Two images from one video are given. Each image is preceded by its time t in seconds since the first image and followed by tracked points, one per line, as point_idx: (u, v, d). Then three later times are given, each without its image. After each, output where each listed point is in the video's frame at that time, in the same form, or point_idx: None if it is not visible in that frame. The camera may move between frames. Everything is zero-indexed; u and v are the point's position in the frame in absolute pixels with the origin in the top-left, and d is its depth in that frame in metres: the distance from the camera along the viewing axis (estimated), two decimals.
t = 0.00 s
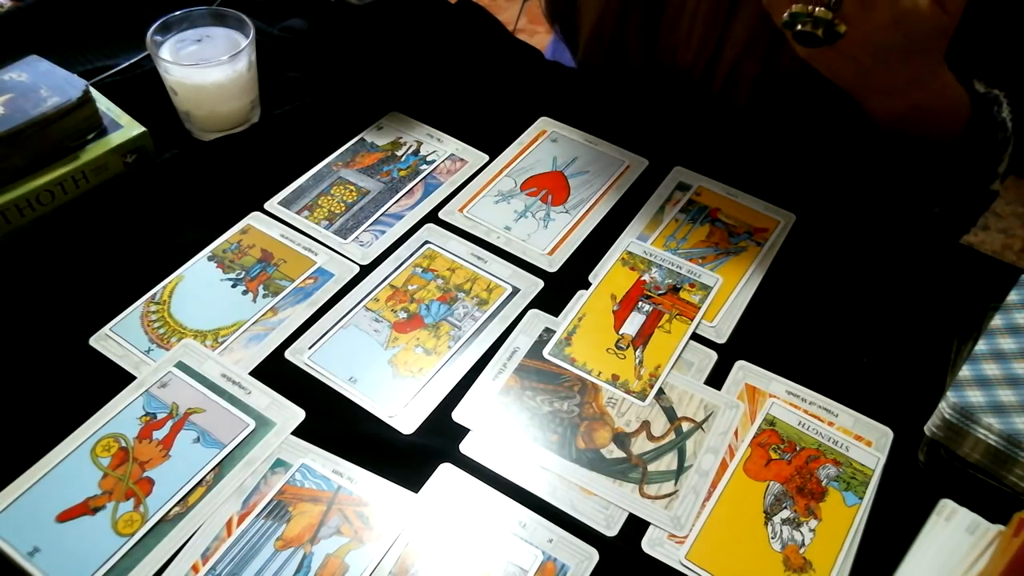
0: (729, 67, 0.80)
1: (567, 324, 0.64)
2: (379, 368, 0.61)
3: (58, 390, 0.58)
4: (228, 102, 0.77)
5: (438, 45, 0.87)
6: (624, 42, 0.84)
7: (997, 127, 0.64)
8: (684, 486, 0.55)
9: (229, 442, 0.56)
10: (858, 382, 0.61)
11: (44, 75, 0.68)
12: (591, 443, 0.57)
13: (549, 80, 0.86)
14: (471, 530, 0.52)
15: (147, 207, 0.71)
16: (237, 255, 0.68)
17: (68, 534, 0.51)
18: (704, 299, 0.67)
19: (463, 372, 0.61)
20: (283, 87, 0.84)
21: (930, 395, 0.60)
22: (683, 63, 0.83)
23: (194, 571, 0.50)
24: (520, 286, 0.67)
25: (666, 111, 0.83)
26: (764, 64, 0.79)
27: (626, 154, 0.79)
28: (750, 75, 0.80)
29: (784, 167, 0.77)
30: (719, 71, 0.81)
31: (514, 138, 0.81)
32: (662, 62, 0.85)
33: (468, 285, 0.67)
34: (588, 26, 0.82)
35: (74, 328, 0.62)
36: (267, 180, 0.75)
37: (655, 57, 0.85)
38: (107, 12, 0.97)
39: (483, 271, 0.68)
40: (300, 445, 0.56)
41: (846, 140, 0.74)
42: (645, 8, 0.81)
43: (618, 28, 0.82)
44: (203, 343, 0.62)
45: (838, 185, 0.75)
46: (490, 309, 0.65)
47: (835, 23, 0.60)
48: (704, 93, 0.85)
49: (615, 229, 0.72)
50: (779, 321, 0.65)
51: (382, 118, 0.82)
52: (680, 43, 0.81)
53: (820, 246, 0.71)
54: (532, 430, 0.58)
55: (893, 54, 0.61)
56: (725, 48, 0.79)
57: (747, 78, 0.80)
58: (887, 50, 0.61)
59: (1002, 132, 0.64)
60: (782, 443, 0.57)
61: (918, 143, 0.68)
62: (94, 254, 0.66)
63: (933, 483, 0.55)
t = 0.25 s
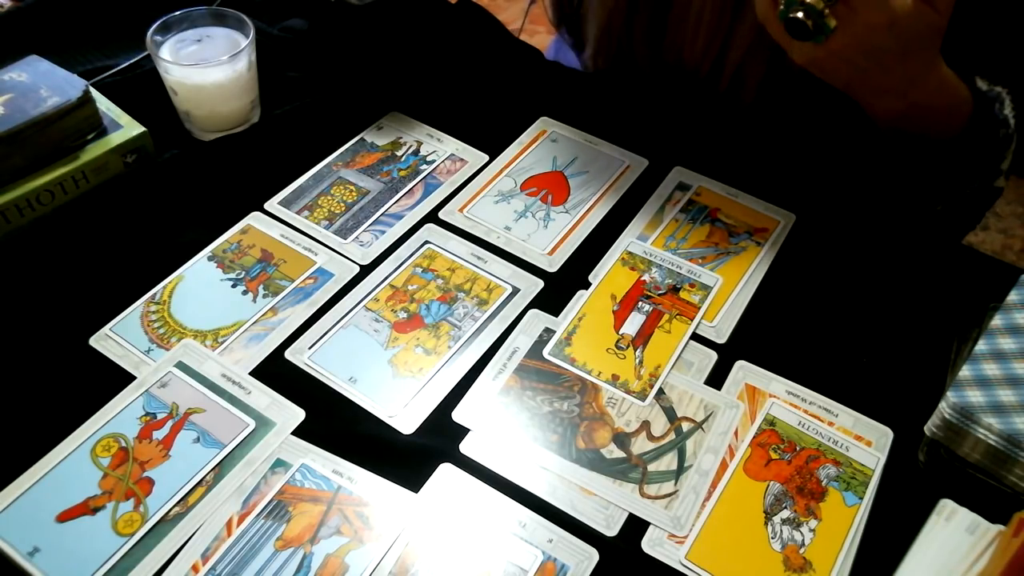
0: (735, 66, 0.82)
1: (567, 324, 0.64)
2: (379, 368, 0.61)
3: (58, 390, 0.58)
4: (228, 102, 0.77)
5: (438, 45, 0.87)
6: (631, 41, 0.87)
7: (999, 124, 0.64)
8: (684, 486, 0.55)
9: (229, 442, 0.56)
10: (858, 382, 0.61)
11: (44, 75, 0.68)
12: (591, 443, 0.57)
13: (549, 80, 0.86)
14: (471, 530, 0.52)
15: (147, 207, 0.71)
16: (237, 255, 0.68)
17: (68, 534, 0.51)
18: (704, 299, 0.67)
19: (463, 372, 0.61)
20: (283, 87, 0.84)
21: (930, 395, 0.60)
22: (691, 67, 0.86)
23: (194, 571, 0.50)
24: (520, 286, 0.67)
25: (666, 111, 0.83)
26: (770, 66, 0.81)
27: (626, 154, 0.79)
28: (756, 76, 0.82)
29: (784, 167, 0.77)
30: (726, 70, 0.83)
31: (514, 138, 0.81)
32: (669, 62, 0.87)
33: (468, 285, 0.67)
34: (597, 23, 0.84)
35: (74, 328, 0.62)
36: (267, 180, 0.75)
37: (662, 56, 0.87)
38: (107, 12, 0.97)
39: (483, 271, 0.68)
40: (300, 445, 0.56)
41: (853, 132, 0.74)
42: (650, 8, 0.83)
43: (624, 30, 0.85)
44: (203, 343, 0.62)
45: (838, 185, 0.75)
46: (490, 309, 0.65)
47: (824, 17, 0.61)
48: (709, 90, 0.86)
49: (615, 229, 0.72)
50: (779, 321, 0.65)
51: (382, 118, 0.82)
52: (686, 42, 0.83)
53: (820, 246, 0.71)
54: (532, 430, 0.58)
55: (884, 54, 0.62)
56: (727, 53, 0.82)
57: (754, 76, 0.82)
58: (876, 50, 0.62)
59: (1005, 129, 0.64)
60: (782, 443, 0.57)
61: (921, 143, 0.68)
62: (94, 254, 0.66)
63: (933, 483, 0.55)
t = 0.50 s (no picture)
0: (735, 64, 0.81)
1: (567, 324, 0.64)
2: (379, 368, 0.61)
3: (58, 390, 0.58)
4: (228, 102, 0.77)
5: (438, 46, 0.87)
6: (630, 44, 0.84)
7: (981, 123, 0.66)
8: (684, 486, 0.55)
9: (229, 442, 0.56)
10: (858, 382, 0.61)
11: (44, 75, 0.68)
12: (591, 443, 0.57)
13: (549, 80, 0.86)
14: (471, 530, 0.52)
15: (147, 207, 0.71)
16: (237, 255, 0.68)
17: (68, 535, 0.51)
18: (704, 299, 0.67)
19: (463, 372, 0.61)
20: (283, 87, 0.84)
21: (930, 395, 0.60)
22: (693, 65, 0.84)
23: (194, 571, 0.50)
24: (520, 286, 0.67)
25: (666, 111, 0.83)
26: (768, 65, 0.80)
27: (626, 154, 0.79)
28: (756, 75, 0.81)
29: (784, 167, 0.77)
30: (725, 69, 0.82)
31: (514, 138, 0.81)
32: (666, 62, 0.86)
33: (468, 285, 0.67)
34: (597, 27, 0.82)
35: (74, 328, 0.62)
36: (267, 180, 0.75)
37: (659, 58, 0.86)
38: (107, 12, 0.97)
39: (483, 271, 0.68)
40: (301, 445, 0.56)
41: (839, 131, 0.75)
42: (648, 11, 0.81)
43: (624, 33, 0.82)
44: (203, 343, 0.62)
45: (838, 185, 0.75)
46: (490, 309, 0.65)
47: (783, 22, 0.64)
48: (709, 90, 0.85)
49: (615, 229, 0.72)
50: (779, 321, 0.65)
51: (382, 118, 0.82)
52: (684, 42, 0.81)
53: (820, 246, 0.71)
54: (532, 429, 0.58)
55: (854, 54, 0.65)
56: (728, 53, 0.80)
57: (754, 76, 0.81)
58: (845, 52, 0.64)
59: (986, 128, 0.66)
60: (782, 443, 0.57)
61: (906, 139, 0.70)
62: (94, 254, 0.66)
63: (933, 483, 0.55)
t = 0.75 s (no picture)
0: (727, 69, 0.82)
1: (567, 324, 0.64)
2: (378, 368, 0.61)
3: (58, 390, 0.58)
4: (228, 102, 0.77)
5: (438, 46, 0.87)
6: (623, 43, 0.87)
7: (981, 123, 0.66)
8: (684, 486, 0.55)
9: (229, 442, 0.56)
10: (858, 382, 0.61)
11: (44, 75, 0.68)
12: (591, 443, 0.57)
13: (549, 80, 0.86)
14: (471, 530, 0.52)
15: (147, 207, 0.71)
16: (237, 255, 0.68)
17: (68, 535, 0.51)
18: (704, 299, 0.67)
19: (463, 372, 0.61)
20: (283, 87, 0.84)
21: (930, 395, 0.60)
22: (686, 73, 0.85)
23: (194, 571, 0.50)
24: (520, 286, 0.67)
25: (666, 110, 0.83)
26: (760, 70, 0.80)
27: (626, 154, 0.79)
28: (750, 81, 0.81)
29: (784, 167, 0.77)
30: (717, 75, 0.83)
31: (514, 138, 0.81)
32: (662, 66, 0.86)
33: (468, 285, 0.67)
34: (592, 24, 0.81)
35: (74, 328, 0.62)
36: (267, 180, 0.75)
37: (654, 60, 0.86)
38: (108, 12, 0.97)
39: (483, 271, 0.68)
40: (300, 445, 0.56)
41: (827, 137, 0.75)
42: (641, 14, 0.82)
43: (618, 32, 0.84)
44: (203, 343, 0.62)
45: (838, 185, 0.75)
46: (490, 309, 0.65)
47: (750, 34, 0.67)
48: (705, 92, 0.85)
49: (615, 229, 0.72)
50: (779, 320, 0.65)
51: (382, 118, 0.82)
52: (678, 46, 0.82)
53: (820, 246, 0.71)
54: (532, 429, 0.58)
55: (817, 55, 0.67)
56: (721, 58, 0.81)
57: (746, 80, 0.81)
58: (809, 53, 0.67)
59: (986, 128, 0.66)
60: (782, 443, 0.57)
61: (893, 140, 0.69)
62: (94, 253, 0.66)
63: (934, 484, 0.55)
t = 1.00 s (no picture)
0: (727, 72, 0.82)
1: (567, 324, 0.64)
2: (378, 368, 0.61)
3: (58, 390, 0.58)
4: (228, 102, 0.77)
5: (438, 46, 0.87)
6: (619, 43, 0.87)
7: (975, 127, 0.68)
8: (684, 486, 0.55)
9: (229, 442, 0.56)
10: (858, 382, 0.61)
11: (44, 75, 0.68)
12: (591, 443, 0.57)
13: (549, 81, 0.86)
14: (471, 530, 0.52)
15: (147, 207, 0.71)
16: (237, 255, 0.68)
17: (68, 535, 0.51)
18: (703, 299, 0.67)
19: (463, 372, 0.61)
20: (283, 87, 0.84)
21: (930, 395, 0.60)
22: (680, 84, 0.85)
23: (194, 571, 0.50)
24: (520, 286, 0.67)
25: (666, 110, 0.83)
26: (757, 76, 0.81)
27: (626, 154, 0.79)
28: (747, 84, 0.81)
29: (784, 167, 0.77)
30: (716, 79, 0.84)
31: (514, 138, 0.81)
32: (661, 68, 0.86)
33: (468, 285, 0.67)
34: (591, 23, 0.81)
35: (74, 328, 0.62)
36: (267, 180, 0.75)
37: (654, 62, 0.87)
38: (108, 11, 0.97)
39: (483, 271, 0.68)
40: (300, 445, 0.56)
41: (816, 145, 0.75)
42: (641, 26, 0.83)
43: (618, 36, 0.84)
44: (203, 343, 0.62)
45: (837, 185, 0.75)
46: (490, 309, 0.65)
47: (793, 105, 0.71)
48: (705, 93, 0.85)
49: (615, 229, 0.72)
50: (779, 320, 0.65)
51: (382, 118, 0.82)
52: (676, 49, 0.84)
53: (820, 246, 0.71)
54: (532, 429, 0.58)
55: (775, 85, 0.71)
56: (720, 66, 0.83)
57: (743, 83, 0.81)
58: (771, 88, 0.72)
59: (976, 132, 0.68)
60: (782, 443, 0.57)
61: (866, 165, 0.74)
62: (94, 254, 0.67)
63: (934, 483, 0.55)
